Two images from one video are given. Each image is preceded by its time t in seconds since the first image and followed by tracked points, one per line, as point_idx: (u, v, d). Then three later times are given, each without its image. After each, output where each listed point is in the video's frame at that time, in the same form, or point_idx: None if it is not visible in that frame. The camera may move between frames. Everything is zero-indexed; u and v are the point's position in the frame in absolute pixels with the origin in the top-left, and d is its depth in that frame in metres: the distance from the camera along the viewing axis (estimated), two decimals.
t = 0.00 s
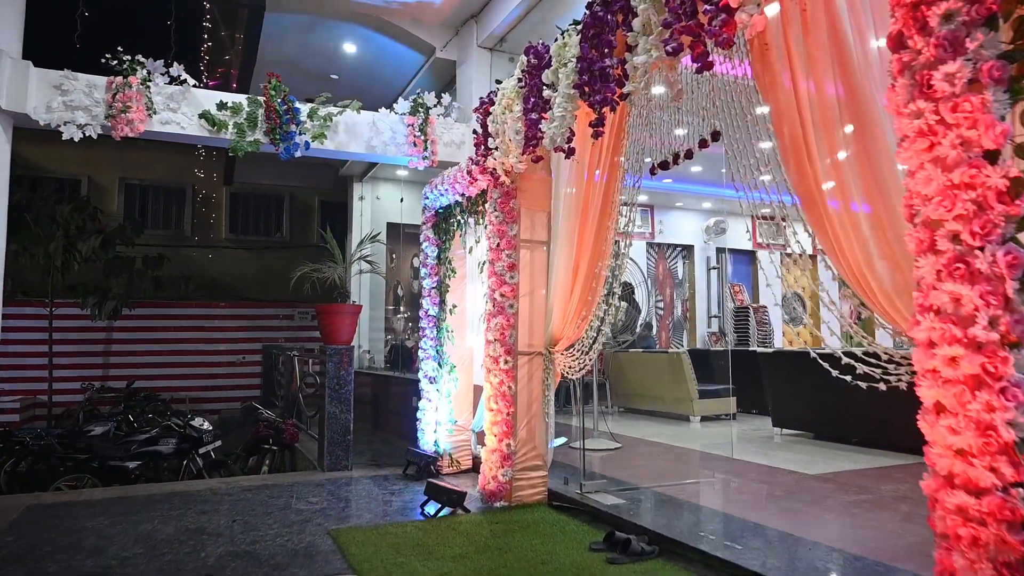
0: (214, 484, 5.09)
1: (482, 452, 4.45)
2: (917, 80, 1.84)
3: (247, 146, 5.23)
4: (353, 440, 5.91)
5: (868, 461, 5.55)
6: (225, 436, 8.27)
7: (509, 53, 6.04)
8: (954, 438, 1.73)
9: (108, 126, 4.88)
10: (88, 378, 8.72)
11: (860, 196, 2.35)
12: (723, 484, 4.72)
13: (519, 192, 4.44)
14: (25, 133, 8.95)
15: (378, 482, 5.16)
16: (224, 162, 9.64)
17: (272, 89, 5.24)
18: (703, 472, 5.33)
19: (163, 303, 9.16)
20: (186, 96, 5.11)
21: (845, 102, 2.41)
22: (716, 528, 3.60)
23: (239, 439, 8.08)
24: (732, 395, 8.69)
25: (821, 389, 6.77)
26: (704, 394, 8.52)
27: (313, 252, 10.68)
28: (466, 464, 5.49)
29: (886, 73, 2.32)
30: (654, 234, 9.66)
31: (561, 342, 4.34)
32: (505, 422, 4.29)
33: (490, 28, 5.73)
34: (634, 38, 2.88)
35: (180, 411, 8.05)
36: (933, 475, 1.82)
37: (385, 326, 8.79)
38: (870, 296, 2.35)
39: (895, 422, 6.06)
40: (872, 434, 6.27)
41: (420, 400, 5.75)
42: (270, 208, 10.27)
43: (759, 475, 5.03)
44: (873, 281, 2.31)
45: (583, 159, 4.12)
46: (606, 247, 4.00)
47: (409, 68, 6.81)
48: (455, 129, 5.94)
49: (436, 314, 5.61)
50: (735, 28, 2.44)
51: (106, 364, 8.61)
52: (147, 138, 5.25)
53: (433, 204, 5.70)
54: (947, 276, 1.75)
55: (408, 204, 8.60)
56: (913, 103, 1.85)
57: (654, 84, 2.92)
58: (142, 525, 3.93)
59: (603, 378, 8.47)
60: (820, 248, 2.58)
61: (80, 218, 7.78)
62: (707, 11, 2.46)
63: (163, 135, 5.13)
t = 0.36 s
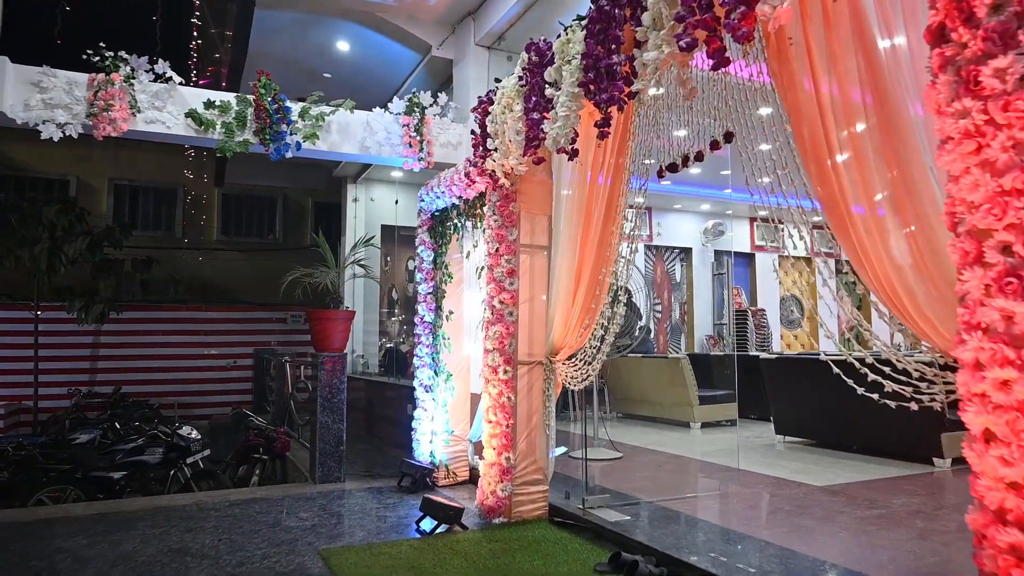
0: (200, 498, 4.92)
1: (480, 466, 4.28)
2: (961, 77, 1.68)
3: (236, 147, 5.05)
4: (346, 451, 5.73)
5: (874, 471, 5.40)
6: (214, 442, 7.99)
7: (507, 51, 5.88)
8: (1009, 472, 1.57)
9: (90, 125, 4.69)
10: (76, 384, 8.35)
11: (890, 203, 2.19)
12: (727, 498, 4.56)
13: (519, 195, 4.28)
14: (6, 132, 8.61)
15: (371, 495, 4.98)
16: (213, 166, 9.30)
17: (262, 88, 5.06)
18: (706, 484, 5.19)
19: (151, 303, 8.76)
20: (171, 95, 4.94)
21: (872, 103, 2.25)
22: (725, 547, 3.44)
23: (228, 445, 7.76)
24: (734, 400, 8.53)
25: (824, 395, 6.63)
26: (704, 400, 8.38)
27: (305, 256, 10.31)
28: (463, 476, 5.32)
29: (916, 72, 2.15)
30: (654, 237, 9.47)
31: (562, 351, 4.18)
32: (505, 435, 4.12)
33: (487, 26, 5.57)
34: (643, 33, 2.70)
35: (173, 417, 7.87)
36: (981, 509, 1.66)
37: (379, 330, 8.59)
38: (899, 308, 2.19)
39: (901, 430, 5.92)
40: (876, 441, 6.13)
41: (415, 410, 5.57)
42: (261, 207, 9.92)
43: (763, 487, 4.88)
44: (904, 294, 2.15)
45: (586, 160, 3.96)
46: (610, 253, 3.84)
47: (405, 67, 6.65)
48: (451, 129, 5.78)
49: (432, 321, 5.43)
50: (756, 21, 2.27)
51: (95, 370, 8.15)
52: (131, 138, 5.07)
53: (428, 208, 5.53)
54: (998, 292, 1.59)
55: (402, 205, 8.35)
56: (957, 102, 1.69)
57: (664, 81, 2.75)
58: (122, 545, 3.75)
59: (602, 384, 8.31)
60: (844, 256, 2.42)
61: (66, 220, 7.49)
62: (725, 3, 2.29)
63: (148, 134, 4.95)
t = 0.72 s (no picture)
0: (173, 513, 4.69)
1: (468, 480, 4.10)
2: (1006, 77, 1.54)
3: (211, 145, 4.83)
4: (327, 461, 5.52)
5: (867, 481, 5.32)
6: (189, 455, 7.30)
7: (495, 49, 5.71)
8: None
9: (56, 120, 4.44)
10: (45, 388, 7.24)
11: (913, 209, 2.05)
12: (721, 511, 4.43)
13: (509, 198, 4.12)
14: None
15: (353, 509, 4.78)
16: (190, 161, 8.40)
17: (239, 83, 4.84)
18: (697, 494, 5.07)
19: (123, 308, 7.77)
20: (143, 89, 4.70)
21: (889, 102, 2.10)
22: (723, 566, 3.30)
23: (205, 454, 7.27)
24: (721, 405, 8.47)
25: (816, 402, 6.53)
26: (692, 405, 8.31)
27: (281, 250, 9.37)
28: (449, 487, 5.15)
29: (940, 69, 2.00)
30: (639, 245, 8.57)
31: (554, 360, 4.03)
32: (494, 448, 3.95)
33: (474, 22, 5.40)
34: (646, 28, 2.54)
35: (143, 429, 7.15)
36: None
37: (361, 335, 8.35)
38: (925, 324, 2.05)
39: (893, 438, 5.82)
40: (868, 448, 6.04)
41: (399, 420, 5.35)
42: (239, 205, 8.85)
43: (756, 498, 4.77)
44: (929, 309, 2.02)
45: (581, 161, 3.80)
46: (605, 258, 3.70)
47: (388, 65, 6.44)
48: (437, 128, 5.60)
49: (417, 327, 5.21)
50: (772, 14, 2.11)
51: (57, 387, 7.15)
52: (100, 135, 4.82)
53: (413, 209, 5.34)
54: None
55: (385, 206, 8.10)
56: (998, 104, 1.55)
57: (668, 80, 2.59)
58: (86, 568, 3.52)
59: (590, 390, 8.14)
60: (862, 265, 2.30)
61: (36, 220, 7.24)
62: None
63: (118, 131, 4.72)
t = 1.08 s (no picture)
0: (136, 527, 4.43)
1: (450, 490, 3.91)
2: None
3: (179, 138, 4.57)
4: (300, 470, 5.30)
5: (854, 487, 5.24)
6: (152, 463, 6.29)
7: (477, 43, 5.55)
8: None
9: (9, 109, 4.15)
10: None
11: (935, 212, 1.93)
12: (710, 521, 4.31)
13: (494, 196, 3.94)
14: None
15: (328, 520, 4.57)
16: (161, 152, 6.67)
17: (209, 73, 4.60)
18: (683, 502, 4.95)
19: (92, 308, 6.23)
20: (106, 78, 4.44)
21: (910, 100, 1.99)
22: None
23: (172, 461, 6.34)
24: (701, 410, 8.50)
25: (799, 405, 6.48)
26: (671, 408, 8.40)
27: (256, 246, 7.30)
28: (428, 496, 4.96)
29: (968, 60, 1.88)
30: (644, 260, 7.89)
31: (540, 365, 3.87)
32: (477, 457, 3.77)
33: (455, 15, 5.23)
34: (647, 15, 2.39)
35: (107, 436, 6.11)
36: None
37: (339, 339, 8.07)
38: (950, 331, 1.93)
39: (878, 443, 5.77)
40: (852, 453, 5.99)
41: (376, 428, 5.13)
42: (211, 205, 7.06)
43: (743, 506, 4.66)
44: (954, 318, 1.90)
45: (570, 159, 3.63)
46: (596, 258, 3.57)
47: (366, 58, 6.23)
48: (417, 124, 5.41)
49: (396, 331, 5.03)
50: None
51: (12, 397, 5.85)
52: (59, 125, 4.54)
53: (392, 208, 5.15)
54: None
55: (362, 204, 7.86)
56: None
57: (670, 71, 2.43)
58: None
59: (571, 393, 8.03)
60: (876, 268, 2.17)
61: None
62: None
63: (78, 122, 4.44)
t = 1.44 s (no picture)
0: (82, 543, 4.12)
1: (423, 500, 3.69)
2: None
3: (132, 124, 4.26)
4: (262, 478, 5.01)
5: (833, 491, 5.16)
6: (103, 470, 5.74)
7: (451, 32, 5.35)
8: None
9: None
10: None
11: (962, 210, 1.79)
12: (692, 529, 4.17)
13: (472, 189, 3.75)
14: None
15: (291, 532, 4.31)
16: (116, 145, 6.38)
17: (165, 55, 4.29)
18: (663, 509, 4.80)
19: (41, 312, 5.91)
20: (51, 57, 4.11)
21: (935, 93, 1.85)
22: None
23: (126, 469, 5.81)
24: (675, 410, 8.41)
25: (775, 408, 6.40)
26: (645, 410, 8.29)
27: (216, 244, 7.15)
28: (397, 505, 4.72)
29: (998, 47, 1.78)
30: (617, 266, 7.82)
31: (519, 368, 3.68)
32: (451, 465, 3.56)
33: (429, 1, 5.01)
34: None
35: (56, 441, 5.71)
36: None
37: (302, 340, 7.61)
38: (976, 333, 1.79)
39: (855, 446, 5.71)
40: (829, 457, 5.92)
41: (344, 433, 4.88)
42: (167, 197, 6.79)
43: (724, 513, 4.52)
44: (983, 324, 1.76)
45: (554, 153, 3.47)
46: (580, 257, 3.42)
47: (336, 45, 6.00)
48: (388, 115, 5.18)
49: (364, 331, 4.81)
50: None
51: None
52: None
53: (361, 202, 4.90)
54: None
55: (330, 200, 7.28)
56: None
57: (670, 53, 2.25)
58: None
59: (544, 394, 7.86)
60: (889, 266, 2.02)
61: None
62: None
63: (20, 104, 4.10)
